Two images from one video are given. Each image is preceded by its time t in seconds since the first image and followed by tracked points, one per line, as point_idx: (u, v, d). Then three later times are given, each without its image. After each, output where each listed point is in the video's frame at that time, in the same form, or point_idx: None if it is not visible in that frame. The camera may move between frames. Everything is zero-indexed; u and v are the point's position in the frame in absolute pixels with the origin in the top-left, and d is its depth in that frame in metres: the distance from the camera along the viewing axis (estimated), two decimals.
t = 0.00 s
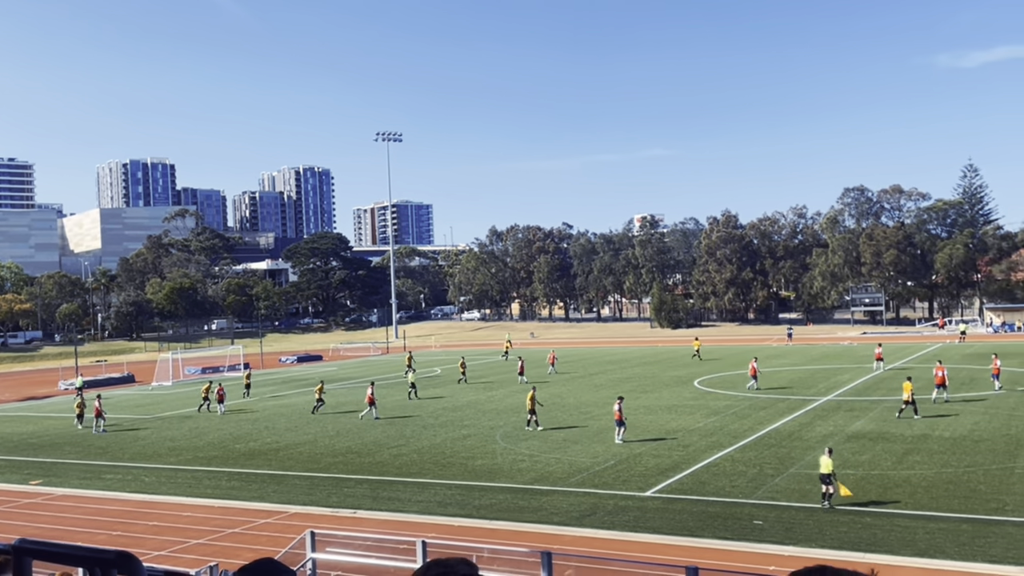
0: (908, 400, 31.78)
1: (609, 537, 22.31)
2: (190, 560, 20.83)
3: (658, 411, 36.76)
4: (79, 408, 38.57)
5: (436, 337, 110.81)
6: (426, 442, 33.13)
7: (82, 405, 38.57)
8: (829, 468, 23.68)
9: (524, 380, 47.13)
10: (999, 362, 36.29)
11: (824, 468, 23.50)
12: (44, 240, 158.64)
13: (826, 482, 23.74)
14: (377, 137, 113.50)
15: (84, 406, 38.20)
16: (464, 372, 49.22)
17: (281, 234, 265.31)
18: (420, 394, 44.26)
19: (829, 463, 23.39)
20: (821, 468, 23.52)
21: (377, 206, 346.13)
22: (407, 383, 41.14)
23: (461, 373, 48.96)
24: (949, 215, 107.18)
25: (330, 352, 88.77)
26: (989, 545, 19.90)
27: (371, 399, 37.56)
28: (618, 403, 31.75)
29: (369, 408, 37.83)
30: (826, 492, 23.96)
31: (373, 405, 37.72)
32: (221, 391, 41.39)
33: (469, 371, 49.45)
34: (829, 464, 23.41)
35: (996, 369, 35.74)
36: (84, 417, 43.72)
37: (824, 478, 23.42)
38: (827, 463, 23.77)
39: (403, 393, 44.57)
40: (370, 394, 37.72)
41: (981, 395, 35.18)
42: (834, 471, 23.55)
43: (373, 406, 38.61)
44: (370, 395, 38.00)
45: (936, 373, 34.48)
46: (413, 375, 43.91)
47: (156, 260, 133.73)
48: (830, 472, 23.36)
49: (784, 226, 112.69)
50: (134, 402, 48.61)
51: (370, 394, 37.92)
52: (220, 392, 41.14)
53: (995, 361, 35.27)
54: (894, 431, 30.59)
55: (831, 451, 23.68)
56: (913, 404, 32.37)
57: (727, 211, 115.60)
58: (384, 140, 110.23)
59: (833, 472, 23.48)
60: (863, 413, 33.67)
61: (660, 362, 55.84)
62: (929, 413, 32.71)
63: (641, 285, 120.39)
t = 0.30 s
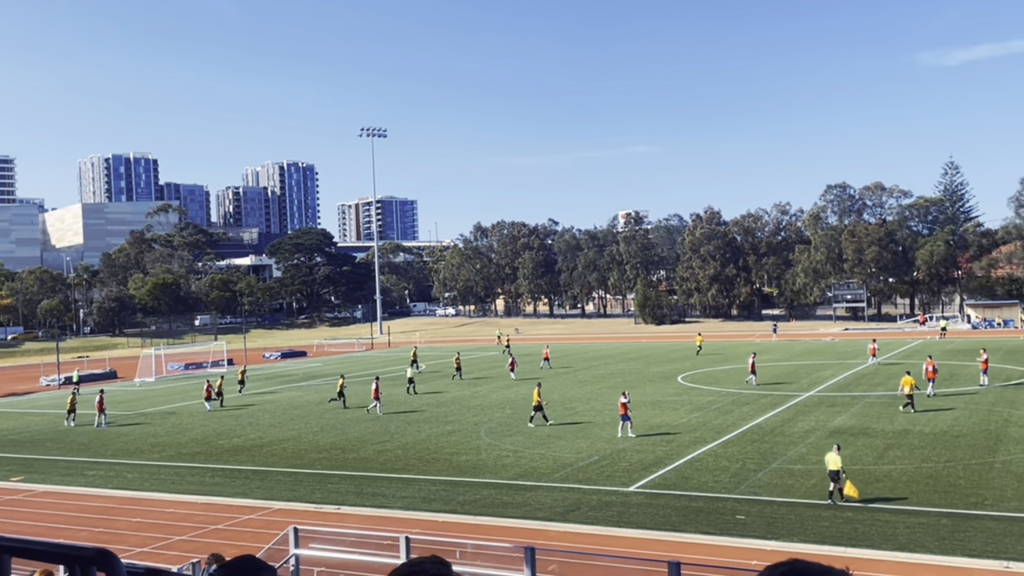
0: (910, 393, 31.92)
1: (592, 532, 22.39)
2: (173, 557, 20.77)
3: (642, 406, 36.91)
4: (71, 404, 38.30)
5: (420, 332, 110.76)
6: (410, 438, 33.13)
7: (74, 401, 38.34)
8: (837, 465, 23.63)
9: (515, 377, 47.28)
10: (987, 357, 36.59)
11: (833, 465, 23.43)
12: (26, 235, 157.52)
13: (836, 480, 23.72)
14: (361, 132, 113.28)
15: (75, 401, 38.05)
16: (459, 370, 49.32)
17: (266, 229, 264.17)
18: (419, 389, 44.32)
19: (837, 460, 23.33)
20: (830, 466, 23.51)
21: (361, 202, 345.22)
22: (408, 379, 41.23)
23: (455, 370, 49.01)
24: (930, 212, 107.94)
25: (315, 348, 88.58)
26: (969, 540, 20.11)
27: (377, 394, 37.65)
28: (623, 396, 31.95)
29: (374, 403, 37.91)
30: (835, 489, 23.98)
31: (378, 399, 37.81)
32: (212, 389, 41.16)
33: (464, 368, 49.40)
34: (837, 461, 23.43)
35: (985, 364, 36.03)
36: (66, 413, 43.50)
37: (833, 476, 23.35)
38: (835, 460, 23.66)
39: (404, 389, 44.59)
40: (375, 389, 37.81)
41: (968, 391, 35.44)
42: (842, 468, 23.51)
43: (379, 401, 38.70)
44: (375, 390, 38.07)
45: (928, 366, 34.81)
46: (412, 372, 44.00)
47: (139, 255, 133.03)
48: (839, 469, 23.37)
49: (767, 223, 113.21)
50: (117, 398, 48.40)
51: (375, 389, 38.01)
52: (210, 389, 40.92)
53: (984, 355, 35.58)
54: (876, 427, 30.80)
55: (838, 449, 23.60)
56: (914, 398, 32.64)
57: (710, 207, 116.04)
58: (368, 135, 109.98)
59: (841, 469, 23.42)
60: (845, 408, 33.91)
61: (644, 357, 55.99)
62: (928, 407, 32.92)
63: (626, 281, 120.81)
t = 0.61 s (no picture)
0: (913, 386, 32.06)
1: (578, 526, 22.43)
2: (157, 551, 20.69)
3: (628, 401, 36.96)
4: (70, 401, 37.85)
5: (406, 327, 110.66)
6: (396, 432, 33.07)
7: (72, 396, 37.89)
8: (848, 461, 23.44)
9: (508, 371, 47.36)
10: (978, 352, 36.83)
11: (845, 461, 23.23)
12: (9, 228, 156.23)
13: (847, 475, 23.58)
14: (348, 126, 112.86)
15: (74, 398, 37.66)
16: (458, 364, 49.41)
17: (251, 223, 262.90)
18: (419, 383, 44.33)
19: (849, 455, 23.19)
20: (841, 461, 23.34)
21: (348, 196, 344.19)
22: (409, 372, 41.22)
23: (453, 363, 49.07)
24: (915, 209, 108.67)
25: (301, 342, 88.47)
26: (952, 534, 20.25)
27: (383, 387, 37.72)
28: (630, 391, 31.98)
29: (381, 396, 37.93)
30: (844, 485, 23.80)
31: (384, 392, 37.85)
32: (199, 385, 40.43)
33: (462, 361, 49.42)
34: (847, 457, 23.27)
35: (976, 359, 36.27)
36: (48, 407, 43.20)
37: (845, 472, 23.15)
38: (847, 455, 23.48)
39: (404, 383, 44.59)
40: (382, 382, 37.90)
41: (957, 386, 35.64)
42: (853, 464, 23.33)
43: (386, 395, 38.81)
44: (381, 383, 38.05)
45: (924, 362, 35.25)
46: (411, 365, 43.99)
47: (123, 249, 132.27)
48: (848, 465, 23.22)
49: (753, 218, 113.57)
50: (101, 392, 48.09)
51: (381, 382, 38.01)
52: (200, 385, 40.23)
53: (976, 351, 35.82)
54: (860, 421, 30.97)
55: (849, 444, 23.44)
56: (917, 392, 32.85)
57: (697, 203, 116.31)
58: (355, 129, 109.51)
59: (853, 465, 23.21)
60: (829, 403, 34.09)
61: (630, 352, 56.09)
62: (928, 401, 33.13)
63: (612, 276, 121.14)
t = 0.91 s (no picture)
0: (903, 378, 32.38)
1: (559, 519, 22.49)
2: (136, 545, 20.59)
3: (610, 395, 37.10)
4: (70, 394, 37.46)
5: (388, 321, 110.42)
6: (378, 425, 33.05)
7: (74, 389, 37.59)
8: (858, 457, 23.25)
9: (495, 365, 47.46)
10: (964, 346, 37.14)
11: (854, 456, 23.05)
12: None
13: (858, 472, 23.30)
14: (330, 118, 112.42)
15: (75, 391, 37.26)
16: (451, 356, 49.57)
17: (232, 215, 261.37)
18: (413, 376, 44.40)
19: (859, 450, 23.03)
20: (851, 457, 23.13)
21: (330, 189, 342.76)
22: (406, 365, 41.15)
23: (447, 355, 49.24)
24: (895, 204, 109.69)
25: (282, 336, 88.07)
26: (929, 527, 20.46)
27: (389, 378, 37.62)
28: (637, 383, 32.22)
29: (387, 387, 37.83)
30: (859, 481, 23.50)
31: (391, 385, 37.72)
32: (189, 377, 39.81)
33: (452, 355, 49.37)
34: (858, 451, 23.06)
35: (964, 353, 36.56)
36: (27, 400, 42.85)
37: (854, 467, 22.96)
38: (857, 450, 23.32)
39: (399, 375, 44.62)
40: (388, 374, 37.79)
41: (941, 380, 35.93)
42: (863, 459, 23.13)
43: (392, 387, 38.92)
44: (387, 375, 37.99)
45: (916, 356, 35.89)
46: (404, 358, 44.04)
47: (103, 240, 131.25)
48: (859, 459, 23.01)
49: (735, 213, 113.96)
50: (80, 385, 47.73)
51: (388, 374, 37.92)
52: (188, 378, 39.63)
53: (963, 344, 36.10)
54: (840, 416, 31.19)
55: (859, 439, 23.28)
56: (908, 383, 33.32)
57: (680, 197, 116.65)
58: (337, 122, 108.92)
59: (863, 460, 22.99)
60: (810, 397, 34.34)
61: (612, 346, 56.26)
62: (919, 393, 33.52)
63: (595, 270, 121.47)
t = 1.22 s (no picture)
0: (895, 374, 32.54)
1: (541, 518, 22.25)
2: (110, 545, 20.14)
3: (593, 392, 36.91)
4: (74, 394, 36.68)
5: (369, 317, 109.77)
6: (358, 424, 32.68)
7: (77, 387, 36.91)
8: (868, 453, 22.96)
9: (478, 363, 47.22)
10: (955, 343, 37.23)
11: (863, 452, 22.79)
12: None
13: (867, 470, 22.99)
14: (309, 112, 111.43)
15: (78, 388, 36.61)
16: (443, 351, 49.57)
17: (210, 210, 259.20)
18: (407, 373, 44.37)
19: (869, 447, 22.75)
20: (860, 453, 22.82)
21: (310, 184, 340.77)
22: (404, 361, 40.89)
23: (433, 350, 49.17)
24: (878, 201, 110.06)
25: (260, 333, 87.26)
26: (910, 524, 20.37)
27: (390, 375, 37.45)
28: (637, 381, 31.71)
29: (386, 385, 37.70)
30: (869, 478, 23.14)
31: (393, 381, 37.64)
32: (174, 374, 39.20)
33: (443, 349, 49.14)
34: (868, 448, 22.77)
35: (954, 350, 36.62)
36: None
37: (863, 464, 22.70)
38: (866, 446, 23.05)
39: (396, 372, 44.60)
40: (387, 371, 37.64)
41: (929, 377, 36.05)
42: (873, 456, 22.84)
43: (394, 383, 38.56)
44: (388, 372, 37.91)
45: (911, 352, 35.75)
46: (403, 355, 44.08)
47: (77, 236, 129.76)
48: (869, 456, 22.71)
49: (718, 210, 113.85)
50: (53, 382, 47.01)
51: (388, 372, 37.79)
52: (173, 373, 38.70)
53: (953, 341, 36.16)
54: (823, 414, 31.09)
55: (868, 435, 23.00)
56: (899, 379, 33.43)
57: (663, 194, 116.58)
58: (316, 115, 107.95)
59: (872, 457, 22.71)
60: (792, 395, 34.27)
61: (594, 344, 56.09)
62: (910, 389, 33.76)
63: (578, 266, 121.28)
